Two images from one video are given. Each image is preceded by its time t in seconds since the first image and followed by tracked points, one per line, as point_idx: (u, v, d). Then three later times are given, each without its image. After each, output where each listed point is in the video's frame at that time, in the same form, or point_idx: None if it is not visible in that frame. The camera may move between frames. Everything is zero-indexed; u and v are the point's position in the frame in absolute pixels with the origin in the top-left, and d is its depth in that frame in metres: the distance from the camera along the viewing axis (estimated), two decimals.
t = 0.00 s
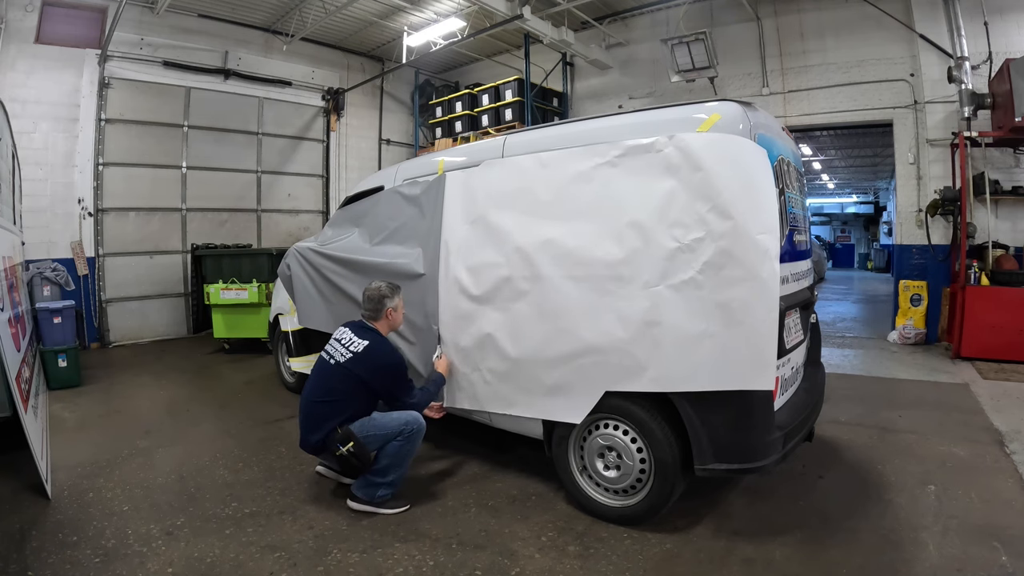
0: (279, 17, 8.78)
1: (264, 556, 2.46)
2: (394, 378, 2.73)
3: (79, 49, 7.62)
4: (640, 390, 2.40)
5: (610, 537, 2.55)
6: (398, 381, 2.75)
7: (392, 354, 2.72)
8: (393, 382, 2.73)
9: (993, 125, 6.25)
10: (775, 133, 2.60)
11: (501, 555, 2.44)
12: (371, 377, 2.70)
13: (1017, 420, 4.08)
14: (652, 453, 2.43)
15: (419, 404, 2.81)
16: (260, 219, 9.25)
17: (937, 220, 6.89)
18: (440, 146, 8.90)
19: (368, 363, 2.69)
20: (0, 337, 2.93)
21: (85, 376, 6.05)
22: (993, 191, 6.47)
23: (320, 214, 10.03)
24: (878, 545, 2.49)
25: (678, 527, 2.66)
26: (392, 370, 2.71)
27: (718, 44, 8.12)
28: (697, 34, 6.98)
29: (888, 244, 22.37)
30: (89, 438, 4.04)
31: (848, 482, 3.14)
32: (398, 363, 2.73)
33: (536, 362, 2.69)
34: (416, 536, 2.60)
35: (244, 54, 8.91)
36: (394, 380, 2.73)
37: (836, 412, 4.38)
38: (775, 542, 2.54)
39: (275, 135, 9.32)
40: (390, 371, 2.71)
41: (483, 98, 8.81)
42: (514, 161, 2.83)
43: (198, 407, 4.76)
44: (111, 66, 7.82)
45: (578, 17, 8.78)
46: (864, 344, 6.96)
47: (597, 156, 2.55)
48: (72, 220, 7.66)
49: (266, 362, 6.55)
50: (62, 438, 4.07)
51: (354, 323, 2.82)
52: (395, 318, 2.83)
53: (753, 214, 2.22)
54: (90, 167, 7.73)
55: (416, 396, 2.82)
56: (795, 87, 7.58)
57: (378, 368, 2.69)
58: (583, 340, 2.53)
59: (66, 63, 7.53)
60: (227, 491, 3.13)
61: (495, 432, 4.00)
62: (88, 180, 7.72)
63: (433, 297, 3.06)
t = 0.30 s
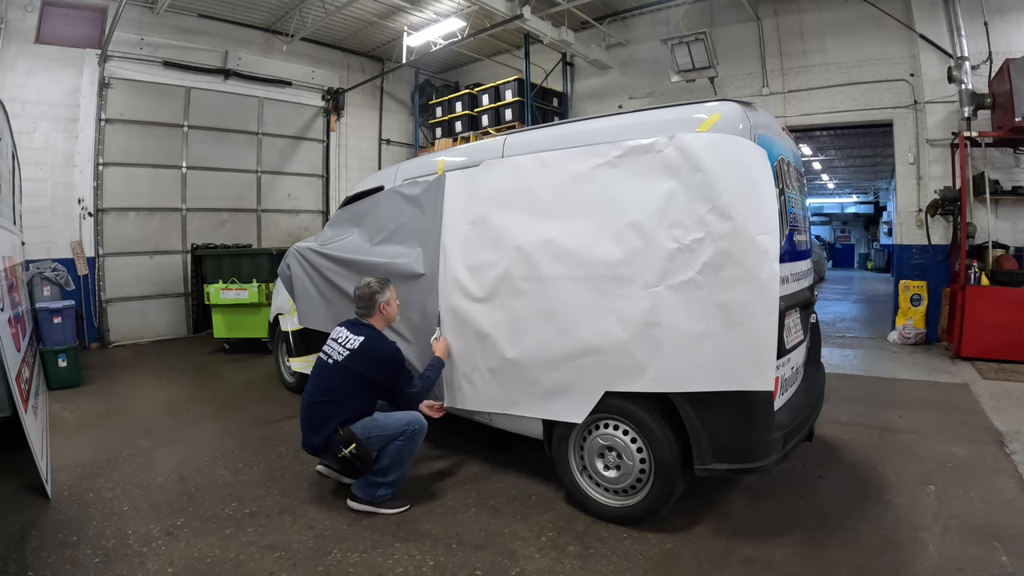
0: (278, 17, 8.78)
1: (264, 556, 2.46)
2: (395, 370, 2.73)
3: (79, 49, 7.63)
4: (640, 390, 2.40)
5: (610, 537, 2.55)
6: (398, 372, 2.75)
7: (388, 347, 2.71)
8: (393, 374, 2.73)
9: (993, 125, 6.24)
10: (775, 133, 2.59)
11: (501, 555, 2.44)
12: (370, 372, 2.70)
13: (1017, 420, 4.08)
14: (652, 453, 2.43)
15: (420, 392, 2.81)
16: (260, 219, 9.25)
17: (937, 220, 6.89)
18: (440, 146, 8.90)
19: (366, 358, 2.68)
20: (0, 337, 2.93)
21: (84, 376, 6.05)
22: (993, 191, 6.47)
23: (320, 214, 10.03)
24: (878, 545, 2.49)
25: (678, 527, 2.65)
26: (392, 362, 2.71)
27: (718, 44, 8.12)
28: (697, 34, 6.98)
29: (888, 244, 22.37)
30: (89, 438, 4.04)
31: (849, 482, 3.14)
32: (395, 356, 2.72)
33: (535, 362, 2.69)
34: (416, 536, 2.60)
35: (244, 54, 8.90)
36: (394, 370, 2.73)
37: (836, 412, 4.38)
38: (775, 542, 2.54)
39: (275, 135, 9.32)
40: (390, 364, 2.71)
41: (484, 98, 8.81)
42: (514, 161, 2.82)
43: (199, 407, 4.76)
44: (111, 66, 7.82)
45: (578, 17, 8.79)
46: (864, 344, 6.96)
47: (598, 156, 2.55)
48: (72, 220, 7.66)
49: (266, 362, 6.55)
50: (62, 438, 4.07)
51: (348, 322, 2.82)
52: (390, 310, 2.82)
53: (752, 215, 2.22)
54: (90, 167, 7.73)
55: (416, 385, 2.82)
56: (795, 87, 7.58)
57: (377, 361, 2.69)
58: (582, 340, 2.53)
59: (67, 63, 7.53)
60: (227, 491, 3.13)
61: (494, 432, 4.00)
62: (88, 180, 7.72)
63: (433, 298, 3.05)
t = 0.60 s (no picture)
0: (278, 17, 8.78)
1: (264, 556, 2.46)
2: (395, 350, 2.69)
3: (79, 49, 7.62)
4: (640, 390, 2.40)
5: (610, 537, 2.55)
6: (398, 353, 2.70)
7: (386, 328, 2.69)
8: (393, 354, 2.69)
9: (993, 125, 6.25)
10: (775, 133, 2.59)
11: (501, 555, 2.44)
12: (370, 353, 2.68)
13: (1017, 420, 4.08)
14: (652, 454, 2.43)
15: (423, 369, 2.72)
16: (260, 219, 9.25)
17: (937, 220, 6.89)
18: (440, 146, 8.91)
19: (365, 339, 2.66)
20: (0, 337, 2.93)
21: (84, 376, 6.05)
22: (993, 191, 6.47)
23: (320, 214, 10.03)
24: (877, 545, 2.49)
25: (678, 527, 2.66)
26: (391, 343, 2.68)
27: (718, 44, 8.12)
28: (697, 34, 6.98)
29: (888, 244, 22.37)
30: (89, 438, 4.04)
31: (849, 482, 3.14)
32: (393, 337, 2.68)
33: (536, 362, 2.69)
34: (416, 536, 2.60)
35: (244, 54, 8.90)
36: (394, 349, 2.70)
37: (837, 412, 4.38)
38: (775, 542, 2.54)
39: (275, 135, 9.32)
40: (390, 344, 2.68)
41: (484, 98, 8.81)
42: (514, 161, 2.82)
43: (199, 407, 4.76)
44: (111, 66, 7.81)
45: (578, 17, 8.79)
46: (864, 344, 6.96)
47: (598, 157, 2.54)
48: (72, 220, 7.66)
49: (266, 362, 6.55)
50: (62, 438, 4.07)
51: (347, 307, 2.83)
52: (388, 292, 2.84)
53: (752, 215, 2.22)
54: (90, 167, 7.73)
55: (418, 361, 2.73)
56: (795, 87, 7.58)
57: (377, 341, 2.66)
58: (582, 340, 2.54)
59: (67, 63, 7.53)
60: (227, 491, 3.13)
61: (494, 432, 4.00)
62: (88, 180, 7.72)
63: (433, 298, 3.05)
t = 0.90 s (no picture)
0: (278, 17, 8.79)
1: (264, 556, 2.46)
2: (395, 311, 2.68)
3: (79, 49, 7.63)
4: (640, 390, 2.40)
5: (610, 537, 2.55)
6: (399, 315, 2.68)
7: (386, 287, 2.70)
8: (394, 315, 2.68)
9: (993, 125, 6.25)
10: (775, 133, 2.59)
11: (501, 555, 2.44)
12: (371, 313, 2.67)
13: (1016, 420, 4.08)
14: (652, 453, 2.43)
15: (423, 333, 2.70)
16: (260, 219, 9.25)
17: (937, 220, 6.89)
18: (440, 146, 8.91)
19: (366, 298, 2.66)
20: (1, 337, 2.93)
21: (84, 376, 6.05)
22: (993, 191, 6.47)
23: (320, 214, 10.03)
24: (878, 545, 2.49)
25: (678, 527, 2.65)
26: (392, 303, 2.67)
27: (717, 44, 8.12)
28: (697, 34, 6.98)
29: (888, 244, 22.38)
30: (89, 438, 4.04)
31: (848, 482, 3.14)
32: (395, 296, 2.69)
33: (536, 361, 2.69)
34: (416, 536, 2.60)
35: (244, 54, 8.91)
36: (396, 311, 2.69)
37: (836, 411, 4.39)
38: (775, 542, 2.54)
39: (275, 135, 9.32)
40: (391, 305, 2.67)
41: (484, 98, 8.81)
42: (514, 161, 2.82)
43: (199, 407, 4.76)
44: (111, 66, 7.81)
45: (578, 17, 8.79)
46: (864, 344, 6.96)
47: (597, 157, 2.54)
48: (72, 220, 7.66)
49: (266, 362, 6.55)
50: (62, 438, 4.07)
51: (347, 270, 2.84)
52: (389, 256, 2.85)
53: (751, 215, 2.22)
54: (90, 167, 7.73)
55: (418, 326, 2.71)
56: (795, 87, 7.58)
57: (378, 302, 2.66)
58: (582, 340, 2.54)
59: (67, 63, 7.53)
60: (227, 491, 3.13)
61: (494, 432, 4.00)
62: (88, 180, 7.72)
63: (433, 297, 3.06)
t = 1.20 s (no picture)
0: (278, 17, 8.79)
1: (264, 556, 2.46)
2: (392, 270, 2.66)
3: (79, 49, 7.62)
4: (637, 393, 2.40)
5: (610, 537, 2.55)
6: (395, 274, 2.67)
7: (383, 246, 2.68)
8: (392, 274, 2.66)
9: (993, 125, 6.25)
10: (774, 133, 2.59)
11: (501, 555, 2.44)
12: (370, 274, 2.65)
13: (1016, 420, 4.08)
14: (652, 453, 2.43)
15: (420, 293, 2.69)
16: (260, 219, 9.25)
17: (937, 220, 6.89)
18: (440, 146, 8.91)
19: (362, 258, 2.64)
20: (0, 337, 2.93)
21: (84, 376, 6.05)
22: (993, 191, 6.47)
23: (320, 214, 10.03)
24: (877, 545, 2.50)
25: (678, 527, 2.65)
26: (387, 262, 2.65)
27: (717, 44, 8.12)
28: (697, 34, 6.98)
29: (888, 244, 22.37)
30: (89, 439, 4.04)
31: (848, 482, 3.14)
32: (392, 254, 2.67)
33: (534, 362, 2.69)
34: (416, 536, 2.60)
35: (244, 54, 8.91)
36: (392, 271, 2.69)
37: (836, 411, 4.39)
38: (775, 541, 2.54)
39: (275, 135, 9.32)
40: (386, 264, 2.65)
41: (484, 98, 8.81)
42: (513, 162, 2.81)
43: (199, 407, 4.76)
44: (112, 66, 7.81)
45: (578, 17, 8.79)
46: (864, 344, 6.96)
47: (597, 159, 2.53)
48: (72, 220, 7.66)
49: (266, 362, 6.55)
50: (62, 438, 4.07)
51: (341, 234, 2.81)
52: (382, 218, 2.84)
53: (751, 219, 2.22)
54: (90, 167, 7.73)
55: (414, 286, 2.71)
56: (795, 87, 7.57)
57: (374, 260, 2.64)
58: (581, 342, 2.54)
59: (67, 63, 7.53)
60: (227, 491, 3.13)
61: (494, 432, 4.00)
62: (88, 180, 7.72)
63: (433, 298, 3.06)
